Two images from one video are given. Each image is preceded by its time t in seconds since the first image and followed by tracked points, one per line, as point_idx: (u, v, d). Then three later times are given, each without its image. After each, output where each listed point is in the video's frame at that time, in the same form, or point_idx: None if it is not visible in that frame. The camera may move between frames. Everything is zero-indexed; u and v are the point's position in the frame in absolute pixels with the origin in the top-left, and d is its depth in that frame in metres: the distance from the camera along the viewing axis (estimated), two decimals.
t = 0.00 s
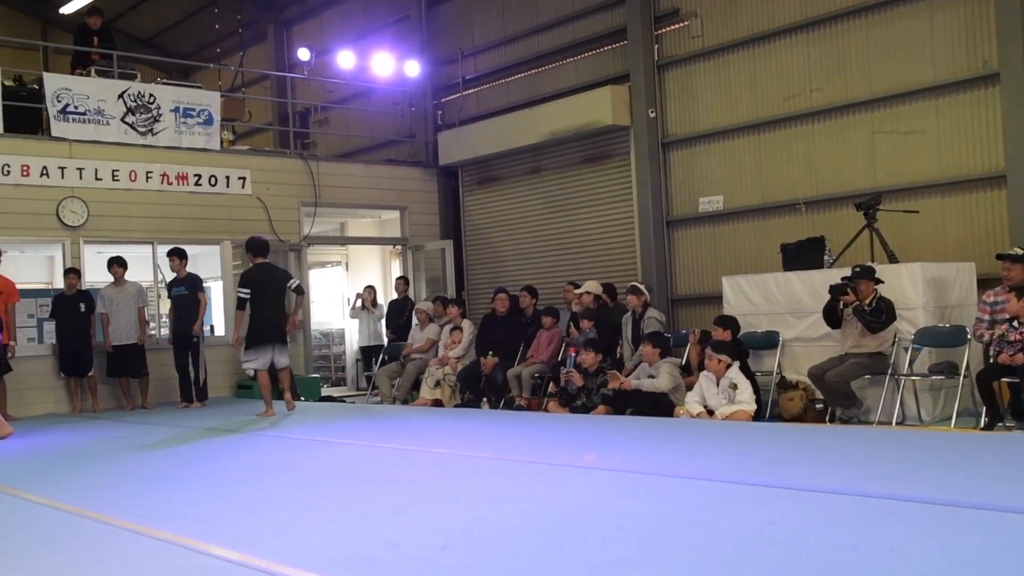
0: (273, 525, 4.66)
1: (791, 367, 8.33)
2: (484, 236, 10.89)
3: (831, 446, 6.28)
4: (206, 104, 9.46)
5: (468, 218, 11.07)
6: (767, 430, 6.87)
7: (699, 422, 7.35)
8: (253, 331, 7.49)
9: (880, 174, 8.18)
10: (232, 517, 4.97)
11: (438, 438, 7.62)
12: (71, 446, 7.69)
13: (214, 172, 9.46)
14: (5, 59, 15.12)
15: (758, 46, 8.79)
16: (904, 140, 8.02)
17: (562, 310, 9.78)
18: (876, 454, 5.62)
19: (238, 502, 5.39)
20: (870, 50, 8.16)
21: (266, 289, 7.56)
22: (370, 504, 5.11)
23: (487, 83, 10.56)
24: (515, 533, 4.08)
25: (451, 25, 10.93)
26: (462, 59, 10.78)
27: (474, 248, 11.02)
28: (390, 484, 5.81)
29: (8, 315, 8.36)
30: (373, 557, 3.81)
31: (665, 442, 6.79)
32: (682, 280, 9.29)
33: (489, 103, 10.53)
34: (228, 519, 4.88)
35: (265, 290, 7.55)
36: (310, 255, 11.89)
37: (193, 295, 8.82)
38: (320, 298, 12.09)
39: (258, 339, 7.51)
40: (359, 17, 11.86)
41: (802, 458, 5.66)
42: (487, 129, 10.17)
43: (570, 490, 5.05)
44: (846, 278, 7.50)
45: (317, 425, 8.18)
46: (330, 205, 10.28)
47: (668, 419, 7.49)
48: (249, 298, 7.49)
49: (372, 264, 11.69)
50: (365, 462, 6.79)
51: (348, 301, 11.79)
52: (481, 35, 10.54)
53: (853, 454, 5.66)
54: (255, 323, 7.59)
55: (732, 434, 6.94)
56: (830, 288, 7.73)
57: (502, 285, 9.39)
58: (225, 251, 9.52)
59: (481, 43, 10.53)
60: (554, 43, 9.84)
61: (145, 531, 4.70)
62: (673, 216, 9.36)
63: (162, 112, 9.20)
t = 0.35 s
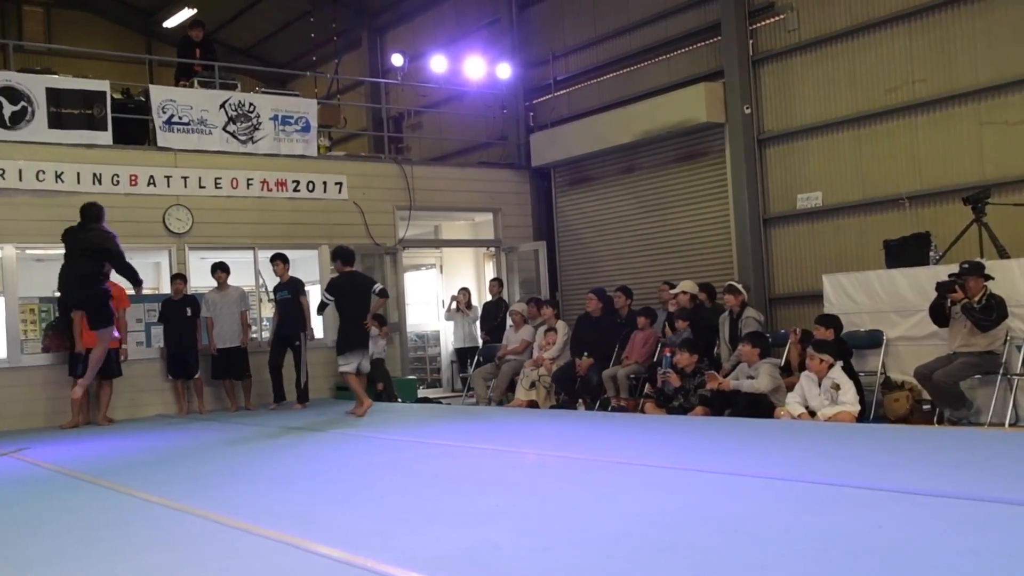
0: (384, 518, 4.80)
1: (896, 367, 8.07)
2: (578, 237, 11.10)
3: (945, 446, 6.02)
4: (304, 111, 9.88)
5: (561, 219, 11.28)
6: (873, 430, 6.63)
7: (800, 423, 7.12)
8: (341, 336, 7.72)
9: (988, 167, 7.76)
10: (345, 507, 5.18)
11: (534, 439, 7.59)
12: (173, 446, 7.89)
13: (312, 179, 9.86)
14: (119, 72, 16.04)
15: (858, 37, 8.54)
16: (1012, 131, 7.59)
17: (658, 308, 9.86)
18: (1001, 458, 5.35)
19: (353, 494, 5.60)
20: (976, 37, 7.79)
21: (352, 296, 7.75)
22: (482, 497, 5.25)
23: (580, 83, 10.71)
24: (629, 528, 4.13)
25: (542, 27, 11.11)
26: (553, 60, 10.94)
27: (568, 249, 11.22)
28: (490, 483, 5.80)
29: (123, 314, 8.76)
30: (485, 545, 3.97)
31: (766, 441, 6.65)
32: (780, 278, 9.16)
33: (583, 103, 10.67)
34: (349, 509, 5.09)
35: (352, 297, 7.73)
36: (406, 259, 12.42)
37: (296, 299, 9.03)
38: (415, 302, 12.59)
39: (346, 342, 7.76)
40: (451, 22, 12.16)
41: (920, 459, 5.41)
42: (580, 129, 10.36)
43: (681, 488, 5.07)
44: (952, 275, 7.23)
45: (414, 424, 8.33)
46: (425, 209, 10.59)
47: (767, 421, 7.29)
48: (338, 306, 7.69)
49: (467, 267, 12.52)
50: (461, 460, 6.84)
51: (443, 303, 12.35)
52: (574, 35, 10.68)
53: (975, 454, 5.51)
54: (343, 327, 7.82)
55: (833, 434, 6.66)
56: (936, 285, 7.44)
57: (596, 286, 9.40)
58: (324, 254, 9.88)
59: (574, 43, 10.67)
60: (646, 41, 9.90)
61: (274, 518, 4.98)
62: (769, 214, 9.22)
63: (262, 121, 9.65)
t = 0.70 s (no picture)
0: (492, 507, 5.02)
1: (1001, 370, 7.70)
2: (667, 238, 11.22)
3: None
4: (393, 118, 10.24)
5: (651, 220, 11.43)
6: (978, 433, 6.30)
7: (898, 426, 6.82)
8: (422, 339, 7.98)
9: None
10: (452, 498, 5.36)
11: (625, 441, 7.47)
12: (272, 448, 8.04)
13: (401, 184, 10.23)
14: (214, 83, 16.79)
15: (958, 29, 8.23)
16: None
17: (749, 308, 9.89)
18: None
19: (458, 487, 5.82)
20: None
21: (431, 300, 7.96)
22: (585, 489, 5.45)
23: (669, 83, 10.76)
24: (736, 521, 4.24)
25: (628, 28, 11.25)
26: (640, 60, 11.07)
27: (657, 249, 11.38)
28: (584, 484, 5.75)
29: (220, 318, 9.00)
30: (596, 541, 4.03)
31: (861, 435, 6.62)
32: (876, 277, 8.95)
33: (671, 103, 10.73)
34: (461, 499, 5.32)
35: (434, 302, 7.96)
36: (494, 262, 12.78)
37: (381, 303, 9.05)
38: (504, 305, 12.97)
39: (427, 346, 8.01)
40: (541, 25, 12.49)
41: None
42: (670, 130, 10.46)
43: (781, 484, 5.14)
44: None
45: (504, 424, 8.50)
46: (513, 212, 10.90)
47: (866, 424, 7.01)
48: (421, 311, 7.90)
49: (555, 269, 12.71)
50: (555, 461, 6.82)
51: (531, 306, 12.76)
52: (662, 35, 10.73)
53: None
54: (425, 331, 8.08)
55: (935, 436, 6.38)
56: None
57: (687, 288, 9.36)
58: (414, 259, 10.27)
59: (662, 43, 10.73)
60: (735, 40, 9.86)
61: (385, 506, 5.23)
62: (864, 212, 9.03)
63: (352, 128, 10.02)
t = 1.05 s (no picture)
0: (564, 508, 5.03)
1: None
2: (734, 238, 11.12)
3: None
4: (457, 121, 10.30)
5: (717, 219, 11.33)
6: None
7: (976, 429, 6.58)
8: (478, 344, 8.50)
9: None
10: (524, 500, 5.38)
11: (693, 443, 7.41)
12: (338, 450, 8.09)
13: (465, 187, 10.29)
14: (281, 90, 17.15)
15: None
16: None
17: (818, 309, 9.74)
18: None
19: (529, 487, 5.84)
20: None
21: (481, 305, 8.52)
22: (657, 490, 5.43)
23: (736, 81, 10.64)
24: (813, 524, 4.17)
25: (693, 27, 11.17)
26: (705, 58, 10.97)
27: (723, 250, 11.28)
28: (653, 485, 5.70)
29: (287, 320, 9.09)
30: (668, 544, 3.99)
31: (938, 437, 6.44)
32: (952, 276, 8.69)
33: (738, 102, 10.62)
34: (534, 500, 5.34)
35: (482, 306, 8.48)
36: (558, 264, 12.81)
37: (438, 305, 9.12)
38: (569, 307, 13.01)
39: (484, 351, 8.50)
40: (604, 26, 12.49)
41: None
42: (737, 129, 10.37)
43: (857, 488, 5.03)
44: None
45: (569, 426, 8.47)
46: (577, 213, 10.89)
47: (940, 428, 6.81)
48: (472, 313, 8.48)
49: (619, 271, 12.71)
50: (622, 463, 6.76)
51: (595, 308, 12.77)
52: (729, 32, 10.61)
53: None
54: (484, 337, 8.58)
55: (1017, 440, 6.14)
56: None
57: (756, 288, 9.24)
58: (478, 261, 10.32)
59: (729, 40, 10.61)
60: (803, 35, 9.69)
61: (456, 507, 5.25)
62: (939, 210, 8.78)
63: (417, 131, 10.10)
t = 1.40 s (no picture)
0: (599, 509, 5.00)
1: None
2: (776, 238, 10.98)
3: None
4: (495, 121, 10.30)
5: (759, 219, 11.21)
6: None
7: None
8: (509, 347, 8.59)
9: None
10: (561, 501, 5.35)
11: (734, 444, 7.33)
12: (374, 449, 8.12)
13: (503, 187, 10.28)
14: (322, 91, 17.32)
15: None
16: None
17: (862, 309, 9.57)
18: None
19: (565, 488, 5.81)
20: None
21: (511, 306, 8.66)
22: (696, 492, 5.38)
23: (778, 79, 10.51)
24: (853, 529, 4.08)
25: (735, 24, 11.03)
26: (747, 56, 10.84)
27: (764, 249, 11.16)
28: (693, 486, 5.65)
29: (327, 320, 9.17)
30: (704, 547, 3.93)
31: (988, 441, 6.29)
32: (1002, 277, 8.48)
33: (781, 99, 10.49)
34: (572, 501, 5.31)
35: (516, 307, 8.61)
36: (598, 264, 12.77)
37: (473, 305, 9.12)
38: (608, 307, 12.95)
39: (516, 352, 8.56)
40: (644, 24, 12.40)
41: None
42: (779, 127, 10.25)
43: (900, 492, 4.92)
44: None
45: (607, 427, 8.43)
46: (616, 213, 10.84)
47: (989, 432, 6.64)
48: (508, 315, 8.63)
49: (658, 271, 12.65)
50: (659, 465, 6.70)
51: (635, 307, 12.72)
52: (771, 29, 10.48)
53: None
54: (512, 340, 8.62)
55: None
56: None
57: (798, 289, 9.11)
58: (516, 261, 10.31)
59: (771, 37, 10.48)
60: (847, 31, 9.53)
61: (491, 507, 5.23)
62: (989, 208, 8.57)
63: (455, 132, 10.11)
